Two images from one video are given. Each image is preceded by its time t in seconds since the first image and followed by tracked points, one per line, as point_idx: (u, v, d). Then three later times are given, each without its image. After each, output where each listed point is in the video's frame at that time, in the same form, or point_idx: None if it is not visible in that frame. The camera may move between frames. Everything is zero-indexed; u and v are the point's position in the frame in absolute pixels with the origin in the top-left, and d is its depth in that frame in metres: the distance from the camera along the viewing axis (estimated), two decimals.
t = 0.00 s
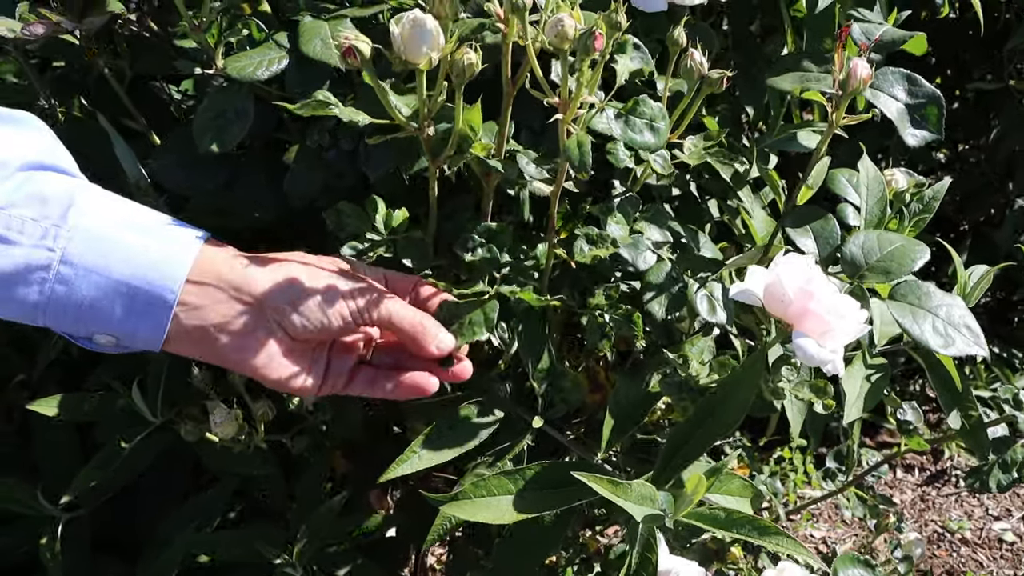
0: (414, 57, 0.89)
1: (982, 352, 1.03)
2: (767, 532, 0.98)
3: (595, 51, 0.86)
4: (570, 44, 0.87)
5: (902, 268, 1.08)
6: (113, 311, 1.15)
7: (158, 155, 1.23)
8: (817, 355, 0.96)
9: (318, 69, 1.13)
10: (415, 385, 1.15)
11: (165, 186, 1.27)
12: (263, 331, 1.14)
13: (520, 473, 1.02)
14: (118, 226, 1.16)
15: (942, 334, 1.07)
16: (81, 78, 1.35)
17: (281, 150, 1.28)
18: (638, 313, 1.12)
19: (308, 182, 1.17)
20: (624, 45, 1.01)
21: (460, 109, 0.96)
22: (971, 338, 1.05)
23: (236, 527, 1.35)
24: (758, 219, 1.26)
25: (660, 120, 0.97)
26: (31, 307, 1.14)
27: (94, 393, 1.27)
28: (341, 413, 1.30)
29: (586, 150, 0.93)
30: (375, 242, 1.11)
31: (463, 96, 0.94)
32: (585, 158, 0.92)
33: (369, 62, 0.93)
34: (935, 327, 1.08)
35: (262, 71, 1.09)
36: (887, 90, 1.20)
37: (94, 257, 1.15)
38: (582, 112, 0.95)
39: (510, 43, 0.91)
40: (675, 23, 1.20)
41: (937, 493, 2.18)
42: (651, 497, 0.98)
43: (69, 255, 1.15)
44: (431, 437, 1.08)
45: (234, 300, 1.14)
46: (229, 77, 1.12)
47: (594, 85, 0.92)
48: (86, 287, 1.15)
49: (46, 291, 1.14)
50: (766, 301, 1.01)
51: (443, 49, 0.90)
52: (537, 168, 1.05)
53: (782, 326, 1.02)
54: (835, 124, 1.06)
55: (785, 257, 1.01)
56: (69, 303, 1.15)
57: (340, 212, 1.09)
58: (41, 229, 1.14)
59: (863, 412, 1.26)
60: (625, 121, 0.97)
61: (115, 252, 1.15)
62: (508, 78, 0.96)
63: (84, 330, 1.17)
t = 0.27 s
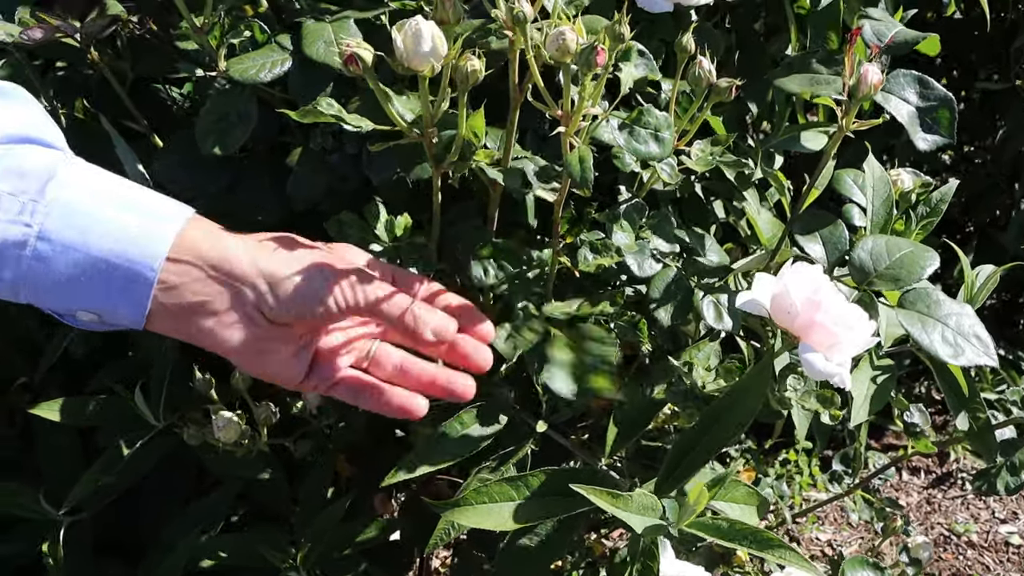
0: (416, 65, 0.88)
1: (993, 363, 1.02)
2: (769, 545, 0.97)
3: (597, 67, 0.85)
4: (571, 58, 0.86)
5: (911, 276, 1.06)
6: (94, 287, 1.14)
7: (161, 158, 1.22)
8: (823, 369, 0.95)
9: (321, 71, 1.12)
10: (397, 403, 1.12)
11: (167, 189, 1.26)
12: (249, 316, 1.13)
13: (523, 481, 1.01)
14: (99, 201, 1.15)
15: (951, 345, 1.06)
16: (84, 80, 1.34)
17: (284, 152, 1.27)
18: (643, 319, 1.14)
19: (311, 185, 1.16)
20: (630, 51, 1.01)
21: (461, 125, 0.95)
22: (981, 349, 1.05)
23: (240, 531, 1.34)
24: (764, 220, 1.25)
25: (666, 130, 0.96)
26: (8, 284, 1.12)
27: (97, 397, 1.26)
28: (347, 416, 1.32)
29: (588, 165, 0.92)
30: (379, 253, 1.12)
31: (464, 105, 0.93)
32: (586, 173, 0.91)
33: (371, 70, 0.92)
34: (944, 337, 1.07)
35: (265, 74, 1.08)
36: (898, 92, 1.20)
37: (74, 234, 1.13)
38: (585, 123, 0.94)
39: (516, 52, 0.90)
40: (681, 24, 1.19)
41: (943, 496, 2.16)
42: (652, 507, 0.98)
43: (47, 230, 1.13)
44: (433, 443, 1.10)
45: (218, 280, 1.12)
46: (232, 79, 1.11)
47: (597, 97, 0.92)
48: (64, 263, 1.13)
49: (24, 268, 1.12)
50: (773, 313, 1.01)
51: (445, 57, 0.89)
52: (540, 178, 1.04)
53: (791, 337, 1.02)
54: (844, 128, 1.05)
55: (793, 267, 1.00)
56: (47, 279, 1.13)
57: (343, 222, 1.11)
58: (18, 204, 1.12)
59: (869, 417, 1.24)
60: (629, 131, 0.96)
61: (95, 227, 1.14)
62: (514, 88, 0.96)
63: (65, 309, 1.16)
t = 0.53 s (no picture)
0: (428, 66, 0.88)
1: (1004, 356, 1.02)
2: (787, 536, 0.97)
3: (611, 53, 0.85)
4: (584, 45, 0.86)
5: (919, 271, 1.06)
6: None
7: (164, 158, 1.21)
8: (836, 358, 0.94)
9: (327, 69, 1.11)
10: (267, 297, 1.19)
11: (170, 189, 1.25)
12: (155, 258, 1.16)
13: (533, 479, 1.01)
14: None
15: (961, 338, 1.05)
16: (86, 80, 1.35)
17: (289, 152, 1.26)
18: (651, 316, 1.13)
19: (316, 185, 1.15)
20: (640, 46, 1.01)
21: (472, 117, 0.95)
22: (990, 342, 1.04)
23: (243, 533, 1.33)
24: (770, 219, 1.24)
25: (677, 121, 0.95)
26: None
27: (99, 399, 1.25)
28: (351, 418, 1.29)
29: (602, 153, 0.92)
30: (385, 254, 1.09)
31: (473, 103, 0.92)
32: (601, 161, 0.91)
33: (380, 71, 0.92)
34: (954, 330, 1.06)
35: (271, 73, 1.07)
36: (902, 91, 1.19)
37: None
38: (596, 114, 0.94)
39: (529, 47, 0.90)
40: (688, 23, 1.18)
41: (947, 497, 2.16)
42: (667, 501, 0.96)
43: None
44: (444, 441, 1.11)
45: (97, 215, 1.13)
46: (237, 78, 1.11)
47: (609, 86, 0.91)
48: None
49: None
50: (783, 305, 1.00)
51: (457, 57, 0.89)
52: (550, 174, 1.05)
53: (799, 329, 1.01)
54: (851, 125, 1.04)
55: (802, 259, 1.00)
56: None
57: (349, 222, 1.09)
58: None
59: (877, 415, 1.24)
60: (639, 123, 0.96)
61: None
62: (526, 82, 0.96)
63: None
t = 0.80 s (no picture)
0: (427, 71, 0.87)
1: (1008, 365, 1.02)
2: (780, 550, 0.96)
3: (612, 60, 0.85)
4: (586, 53, 0.85)
5: (922, 279, 1.05)
6: None
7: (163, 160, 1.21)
8: (834, 371, 0.93)
9: (328, 72, 1.11)
10: (123, 280, 0.79)
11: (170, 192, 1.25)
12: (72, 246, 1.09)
13: (530, 486, 1.01)
14: None
15: (964, 346, 1.05)
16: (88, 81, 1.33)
17: (289, 154, 1.26)
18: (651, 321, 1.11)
19: (317, 189, 1.15)
20: (640, 51, 1.00)
21: (472, 121, 0.94)
22: (993, 350, 1.04)
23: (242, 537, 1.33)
24: (773, 224, 1.24)
25: (678, 127, 0.94)
26: None
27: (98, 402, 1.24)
28: (350, 421, 1.28)
29: (602, 161, 0.92)
30: (385, 258, 1.07)
31: (474, 108, 0.92)
32: (600, 169, 0.91)
33: (381, 76, 0.91)
34: (956, 339, 1.06)
35: (271, 75, 1.06)
36: (909, 94, 1.19)
37: None
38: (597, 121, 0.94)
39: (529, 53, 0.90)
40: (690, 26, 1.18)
41: (949, 498, 2.15)
42: (663, 512, 0.97)
43: None
44: (442, 448, 1.09)
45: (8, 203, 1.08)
46: (238, 81, 1.10)
47: (609, 93, 0.92)
48: None
49: None
50: (783, 316, 0.99)
51: (457, 62, 0.89)
52: (551, 178, 1.04)
53: (799, 340, 1.00)
54: (855, 131, 1.03)
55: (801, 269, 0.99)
56: None
57: (350, 227, 1.08)
58: None
59: (879, 420, 1.24)
60: (640, 129, 0.95)
61: None
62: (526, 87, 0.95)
63: None
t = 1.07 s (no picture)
0: (425, 79, 0.87)
1: (1007, 371, 1.02)
2: (783, 557, 0.95)
3: (612, 68, 0.84)
4: (585, 60, 0.85)
5: (921, 286, 1.05)
6: None
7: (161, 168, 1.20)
8: (836, 378, 0.94)
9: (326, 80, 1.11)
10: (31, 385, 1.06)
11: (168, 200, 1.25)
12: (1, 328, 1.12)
13: (531, 494, 1.00)
14: None
15: (963, 352, 1.05)
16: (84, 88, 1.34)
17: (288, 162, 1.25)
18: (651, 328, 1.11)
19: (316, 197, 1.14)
20: (639, 58, 1.00)
21: (471, 129, 0.94)
22: (993, 356, 1.04)
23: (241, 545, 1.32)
24: (771, 230, 1.25)
25: (677, 135, 0.94)
26: None
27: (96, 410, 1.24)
28: (348, 429, 1.27)
29: (602, 169, 0.92)
30: (384, 266, 1.07)
31: (473, 116, 0.92)
32: (600, 177, 0.91)
33: (379, 83, 0.91)
34: (955, 344, 1.06)
35: (270, 83, 1.06)
36: (906, 101, 1.19)
37: None
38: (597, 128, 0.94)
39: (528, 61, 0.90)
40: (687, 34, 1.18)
41: (947, 503, 2.15)
42: (665, 519, 0.96)
43: None
44: (441, 456, 1.09)
45: None
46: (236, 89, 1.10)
47: (609, 100, 0.91)
48: None
49: None
50: (785, 322, 0.99)
51: (455, 70, 0.88)
52: (549, 186, 1.05)
53: (800, 346, 1.00)
54: (851, 137, 1.03)
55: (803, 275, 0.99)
56: None
57: (348, 234, 1.08)
58: None
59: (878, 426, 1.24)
60: (640, 136, 0.95)
61: None
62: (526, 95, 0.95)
63: None
